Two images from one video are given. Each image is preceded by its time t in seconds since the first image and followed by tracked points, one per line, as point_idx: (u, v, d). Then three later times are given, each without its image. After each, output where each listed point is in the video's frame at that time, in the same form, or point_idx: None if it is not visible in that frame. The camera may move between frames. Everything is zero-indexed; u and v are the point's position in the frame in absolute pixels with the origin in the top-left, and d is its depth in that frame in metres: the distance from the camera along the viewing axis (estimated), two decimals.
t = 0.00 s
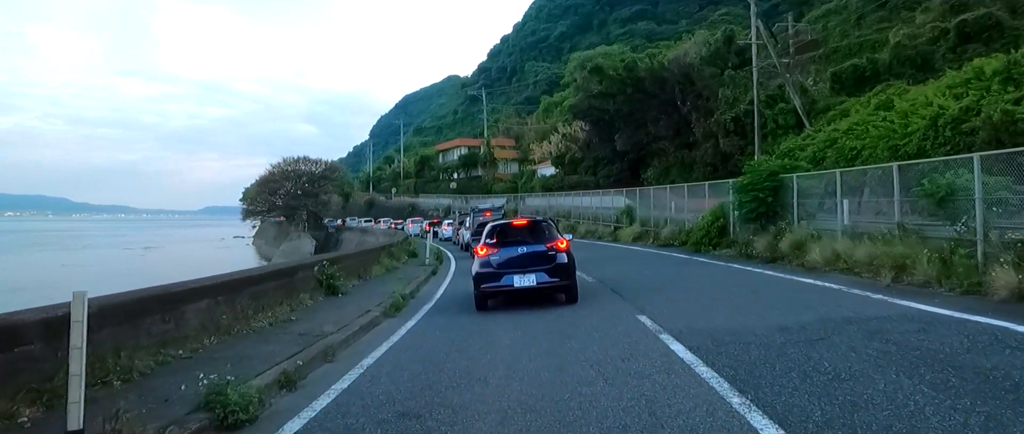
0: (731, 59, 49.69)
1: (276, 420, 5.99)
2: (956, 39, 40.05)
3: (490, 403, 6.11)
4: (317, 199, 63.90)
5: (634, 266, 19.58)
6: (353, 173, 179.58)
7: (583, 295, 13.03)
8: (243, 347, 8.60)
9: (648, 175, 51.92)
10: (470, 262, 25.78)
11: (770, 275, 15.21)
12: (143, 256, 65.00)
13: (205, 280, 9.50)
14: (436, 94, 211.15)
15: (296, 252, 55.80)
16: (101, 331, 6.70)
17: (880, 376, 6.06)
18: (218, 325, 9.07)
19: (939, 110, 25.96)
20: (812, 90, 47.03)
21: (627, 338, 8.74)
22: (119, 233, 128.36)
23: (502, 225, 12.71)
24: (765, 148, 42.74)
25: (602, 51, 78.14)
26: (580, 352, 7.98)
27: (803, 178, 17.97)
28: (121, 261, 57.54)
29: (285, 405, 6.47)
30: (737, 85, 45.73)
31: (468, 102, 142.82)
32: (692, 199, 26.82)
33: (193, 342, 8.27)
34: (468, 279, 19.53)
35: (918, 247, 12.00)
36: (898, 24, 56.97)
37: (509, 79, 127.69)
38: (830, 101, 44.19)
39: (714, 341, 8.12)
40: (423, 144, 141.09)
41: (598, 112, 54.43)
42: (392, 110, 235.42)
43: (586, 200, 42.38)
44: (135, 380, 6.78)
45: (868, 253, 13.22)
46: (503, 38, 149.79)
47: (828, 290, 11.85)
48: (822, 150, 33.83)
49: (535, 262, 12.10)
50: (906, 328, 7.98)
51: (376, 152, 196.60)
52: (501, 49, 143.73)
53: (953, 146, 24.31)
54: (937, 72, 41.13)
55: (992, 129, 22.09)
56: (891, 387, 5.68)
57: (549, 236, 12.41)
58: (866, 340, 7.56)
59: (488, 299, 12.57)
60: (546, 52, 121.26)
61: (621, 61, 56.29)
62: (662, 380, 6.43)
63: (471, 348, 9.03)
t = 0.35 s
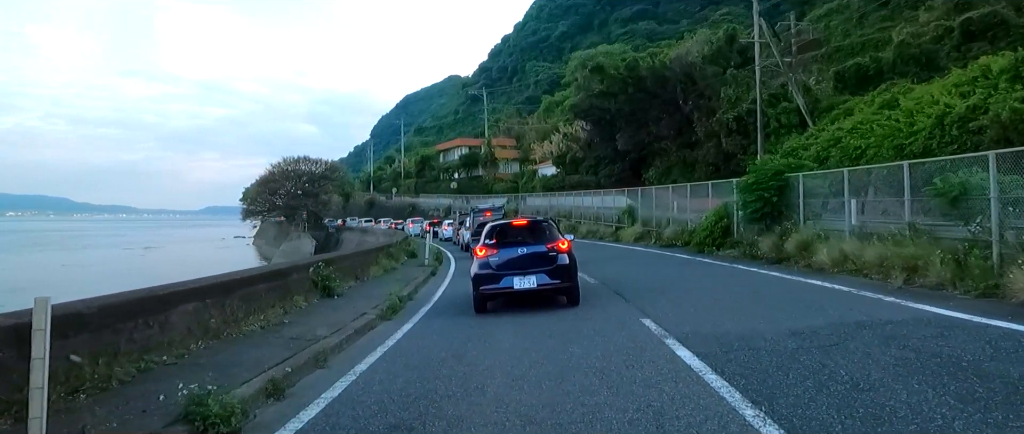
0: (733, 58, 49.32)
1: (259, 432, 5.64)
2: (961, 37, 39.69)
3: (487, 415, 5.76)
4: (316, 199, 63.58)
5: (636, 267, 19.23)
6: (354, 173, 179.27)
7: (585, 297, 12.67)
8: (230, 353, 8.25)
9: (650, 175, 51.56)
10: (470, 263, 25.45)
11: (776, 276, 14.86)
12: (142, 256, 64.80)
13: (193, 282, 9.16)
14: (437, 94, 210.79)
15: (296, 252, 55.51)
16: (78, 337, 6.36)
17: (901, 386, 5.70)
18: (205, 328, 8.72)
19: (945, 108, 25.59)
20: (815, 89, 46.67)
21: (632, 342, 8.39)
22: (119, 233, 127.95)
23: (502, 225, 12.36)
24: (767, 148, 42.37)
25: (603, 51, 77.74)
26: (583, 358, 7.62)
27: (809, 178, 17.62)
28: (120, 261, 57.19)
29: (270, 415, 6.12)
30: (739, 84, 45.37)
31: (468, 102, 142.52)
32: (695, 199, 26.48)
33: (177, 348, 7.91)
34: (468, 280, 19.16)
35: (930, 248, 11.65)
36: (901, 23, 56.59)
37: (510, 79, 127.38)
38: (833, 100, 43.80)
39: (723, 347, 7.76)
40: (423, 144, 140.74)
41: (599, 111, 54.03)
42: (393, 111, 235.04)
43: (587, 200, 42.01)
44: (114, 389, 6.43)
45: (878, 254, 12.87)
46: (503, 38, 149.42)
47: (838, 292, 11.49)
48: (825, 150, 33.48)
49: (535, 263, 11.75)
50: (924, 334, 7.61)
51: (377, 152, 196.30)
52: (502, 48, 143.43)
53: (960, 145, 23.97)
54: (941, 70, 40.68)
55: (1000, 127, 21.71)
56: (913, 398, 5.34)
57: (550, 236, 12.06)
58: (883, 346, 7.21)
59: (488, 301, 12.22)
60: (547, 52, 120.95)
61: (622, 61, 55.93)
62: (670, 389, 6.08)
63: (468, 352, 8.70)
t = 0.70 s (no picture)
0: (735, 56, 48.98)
1: None
2: (966, 36, 39.28)
3: (484, 426, 5.45)
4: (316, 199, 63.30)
5: (639, 267, 18.92)
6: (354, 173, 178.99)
7: (587, 298, 12.35)
8: (218, 358, 7.94)
9: (651, 175, 51.26)
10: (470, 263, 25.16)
11: (781, 277, 14.55)
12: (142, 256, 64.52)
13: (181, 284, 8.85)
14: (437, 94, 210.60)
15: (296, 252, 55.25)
16: (56, 342, 6.07)
17: (921, 396, 5.39)
18: (193, 332, 8.42)
19: (951, 107, 25.24)
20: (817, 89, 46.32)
21: (636, 347, 8.08)
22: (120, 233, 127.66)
23: (502, 225, 12.06)
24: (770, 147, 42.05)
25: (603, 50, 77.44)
26: (584, 364, 7.30)
27: (814, 177, 17.29)
28: (119, 262, 56.87)
29: (255, 426, 5.82)
30: (741, 83, 45.04)
31: (469, 102, 142.29)
32: (697, 199, 26.18)
33: (163, 352, 7.60)
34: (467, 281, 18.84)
35: (941, 249, 11.34)
36: (903, 22, 56.26)
37: (511, 79, 127.09)
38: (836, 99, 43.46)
39: (730, 352, 7.45)
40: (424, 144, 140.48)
41: (600, 111, 53.72)
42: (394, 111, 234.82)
43: (588, 200, 41.69)
44: (93, 398, 6.13)
45: (887, 255, 12.56)
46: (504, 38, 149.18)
47: (847, 294, 11.17)
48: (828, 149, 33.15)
49: (536, 264, 11.43)
50: (942, 340, 7.28)
51: (377, 152, 196.03)
52: (502, 48, 143.16)
53: (967, 144, 23.66)
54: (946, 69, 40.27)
55: (1007, 126, 21.39)
56: (936, 410, 5.02)
57: (551, 237, 11.76)
58: (899, 352, 6.89)
59: (487, 303, 11.91)
60: (547, 51, 120.66)
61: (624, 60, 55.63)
62: (678, 399, 5.77)
63: (466, 356, 8.39)
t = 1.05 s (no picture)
0: (737, 56, 48.69)
1: None
2: (970, 35, 38.92)
3: None
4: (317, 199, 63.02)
5: (641, 267, 18.65)
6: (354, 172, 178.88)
7: (587, 299, 12.09)
8: (208, 362, 7.69)
9: (652, 174, 50.96)
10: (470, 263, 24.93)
11: (787, 279, 14.29)
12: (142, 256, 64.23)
13: (170, 286, 8.59)
14: (438, 93, 210.28)
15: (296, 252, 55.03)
16: (35, 347, 5.82)
17: (940, 406, 5.12)
18: (182, 335, 8.15)
19: (957, 105, 24.92)
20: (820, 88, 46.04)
21: (640, 351, 7.81)
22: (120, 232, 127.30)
23: (501, 225, 11.79)
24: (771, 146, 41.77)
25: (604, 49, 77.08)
26: (586, 370, 7.03)
27: (819, 176, 17.01)
28: (118, 262, 56.69)
29: None
30: (743, 82, 44.74)
31: (470, 102, 142.06)
32: (699, 199, 25.90)
33: (149, 356, 7.35)
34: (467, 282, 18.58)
35: (953, 250, 11.06)
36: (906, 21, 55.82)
37: (511, 78, 126.81)
38: (839, 99, 43.17)
39: (738, 357, 7.17)
40: (425, 143, 140.23)
41: (601, 111, 53.44)
42: (395, 110, 234.72)
43: (589, 199, 41.40)
44: (72, 406, 5.86)
45: (895, 256, 12.28)
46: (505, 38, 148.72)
47: (855, 295, 10.90)
48: (832, 148, 32.85)
49: (536, 265, 11.15)
50: (957, 345, 7.00)
51: (378, 152, 195.98)
52: (503, 48, 142.79)
53: (973, 143, 23.36)
54: (949, 69, 39.99)
55: (1015, 125, 21.09)
56: (959, 421, 4.74)
57: (551, 237, 11.49)
58: (917, 358, 6.60)
59: (487, 304, 11.64)
60: (548, 51, 120.31)
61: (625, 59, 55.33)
62: (684, 406, 5.53)
63: (464, 361, 8.10)
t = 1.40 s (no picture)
0: (738, 55, 48.48)
1: None
2: (972, 34, 38.66)
3: None
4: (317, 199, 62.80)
5: (642, 268, 18.46)
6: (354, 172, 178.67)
7: (588, 301, 11.90)
8: (200, 365, 7.50)
9: (653, 174, 50.73)
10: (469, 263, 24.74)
11: (791, 279, 14.08)
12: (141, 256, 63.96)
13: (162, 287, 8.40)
14: (438, 92, 210.07)
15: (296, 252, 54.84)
16: (18, 351, 5.64)
17: (955, 414, 4.93)
18: (173, 337, 7.95)
19: (960, 104, 24.72)
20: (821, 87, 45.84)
21: (642, 354, 7.63)
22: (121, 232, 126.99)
23: (500, 225, 11.60)
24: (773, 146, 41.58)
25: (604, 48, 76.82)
26: (587, 374, 6.84)
27: (822, 175, 16.81)
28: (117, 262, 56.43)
29: None
30: (744, 82, 44.52)
31: (470, 102, 141.84)
32: (701, 199, 25.70)
33: (139, 360, 7.15)
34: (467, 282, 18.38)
35: (961, 250, 10.87)
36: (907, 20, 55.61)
37: (512, 78, 126.59)
38: (840, 98, 43.00)
39: (744, 361, 6.97)
40: (426, 143, 140.01)
41: (602, 110, 53.22)
42: (395, 110, 234.52)
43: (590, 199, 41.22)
44: (56, 413, 5.67)
45: (901, 256, 12.09)
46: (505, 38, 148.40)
47: (861, 297, 10.71)
48: (834, 148, 32.65)
49: (536, 266, 10.96)
50: (970, 348, 6.81)
51: (378, 151, 195.78)
52: (503, 48, 142.55)
53: (976, 143, 23.18)
54: (952, 69, 39.82)
55: (1020, 124, 20.86)
56: (976, 430, 4.55)
57: (551, 238, 11.31)
58: (928, 362, 6.40)
59: (487, 305, 11.44)
60: (549, 51, 120.05)
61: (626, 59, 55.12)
62: (689, 414, 5.34)
63: (462, 365, 7.91)
